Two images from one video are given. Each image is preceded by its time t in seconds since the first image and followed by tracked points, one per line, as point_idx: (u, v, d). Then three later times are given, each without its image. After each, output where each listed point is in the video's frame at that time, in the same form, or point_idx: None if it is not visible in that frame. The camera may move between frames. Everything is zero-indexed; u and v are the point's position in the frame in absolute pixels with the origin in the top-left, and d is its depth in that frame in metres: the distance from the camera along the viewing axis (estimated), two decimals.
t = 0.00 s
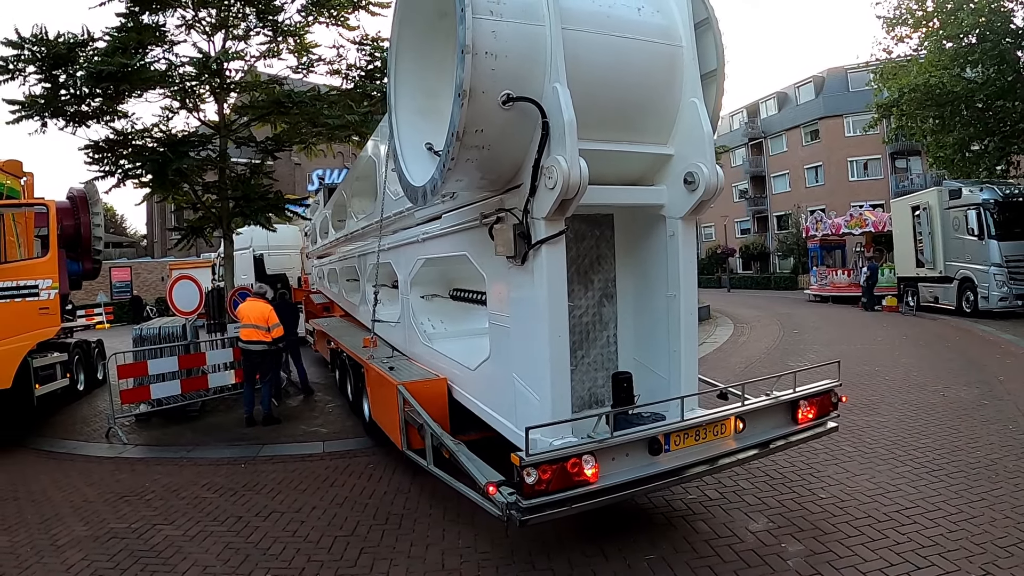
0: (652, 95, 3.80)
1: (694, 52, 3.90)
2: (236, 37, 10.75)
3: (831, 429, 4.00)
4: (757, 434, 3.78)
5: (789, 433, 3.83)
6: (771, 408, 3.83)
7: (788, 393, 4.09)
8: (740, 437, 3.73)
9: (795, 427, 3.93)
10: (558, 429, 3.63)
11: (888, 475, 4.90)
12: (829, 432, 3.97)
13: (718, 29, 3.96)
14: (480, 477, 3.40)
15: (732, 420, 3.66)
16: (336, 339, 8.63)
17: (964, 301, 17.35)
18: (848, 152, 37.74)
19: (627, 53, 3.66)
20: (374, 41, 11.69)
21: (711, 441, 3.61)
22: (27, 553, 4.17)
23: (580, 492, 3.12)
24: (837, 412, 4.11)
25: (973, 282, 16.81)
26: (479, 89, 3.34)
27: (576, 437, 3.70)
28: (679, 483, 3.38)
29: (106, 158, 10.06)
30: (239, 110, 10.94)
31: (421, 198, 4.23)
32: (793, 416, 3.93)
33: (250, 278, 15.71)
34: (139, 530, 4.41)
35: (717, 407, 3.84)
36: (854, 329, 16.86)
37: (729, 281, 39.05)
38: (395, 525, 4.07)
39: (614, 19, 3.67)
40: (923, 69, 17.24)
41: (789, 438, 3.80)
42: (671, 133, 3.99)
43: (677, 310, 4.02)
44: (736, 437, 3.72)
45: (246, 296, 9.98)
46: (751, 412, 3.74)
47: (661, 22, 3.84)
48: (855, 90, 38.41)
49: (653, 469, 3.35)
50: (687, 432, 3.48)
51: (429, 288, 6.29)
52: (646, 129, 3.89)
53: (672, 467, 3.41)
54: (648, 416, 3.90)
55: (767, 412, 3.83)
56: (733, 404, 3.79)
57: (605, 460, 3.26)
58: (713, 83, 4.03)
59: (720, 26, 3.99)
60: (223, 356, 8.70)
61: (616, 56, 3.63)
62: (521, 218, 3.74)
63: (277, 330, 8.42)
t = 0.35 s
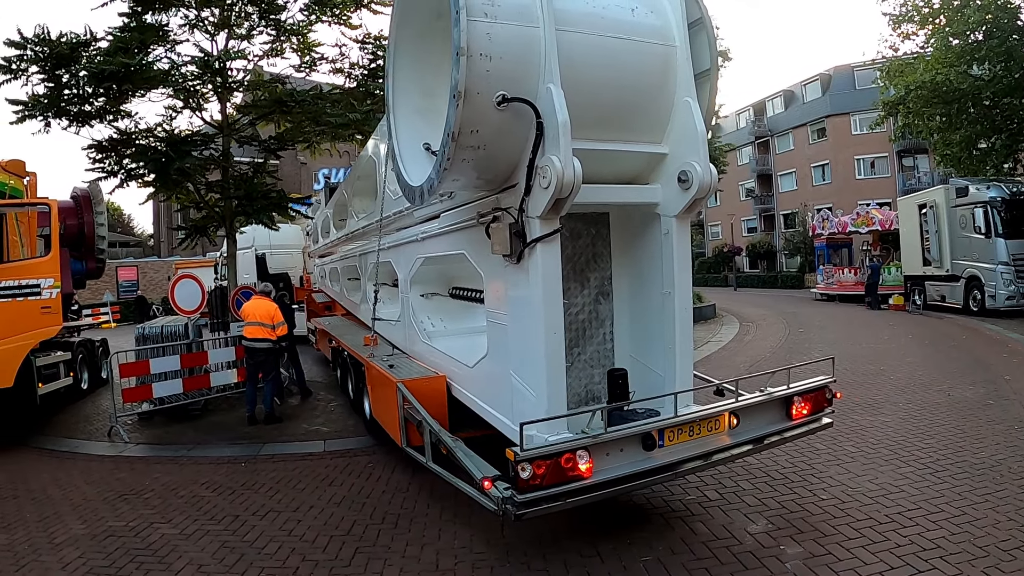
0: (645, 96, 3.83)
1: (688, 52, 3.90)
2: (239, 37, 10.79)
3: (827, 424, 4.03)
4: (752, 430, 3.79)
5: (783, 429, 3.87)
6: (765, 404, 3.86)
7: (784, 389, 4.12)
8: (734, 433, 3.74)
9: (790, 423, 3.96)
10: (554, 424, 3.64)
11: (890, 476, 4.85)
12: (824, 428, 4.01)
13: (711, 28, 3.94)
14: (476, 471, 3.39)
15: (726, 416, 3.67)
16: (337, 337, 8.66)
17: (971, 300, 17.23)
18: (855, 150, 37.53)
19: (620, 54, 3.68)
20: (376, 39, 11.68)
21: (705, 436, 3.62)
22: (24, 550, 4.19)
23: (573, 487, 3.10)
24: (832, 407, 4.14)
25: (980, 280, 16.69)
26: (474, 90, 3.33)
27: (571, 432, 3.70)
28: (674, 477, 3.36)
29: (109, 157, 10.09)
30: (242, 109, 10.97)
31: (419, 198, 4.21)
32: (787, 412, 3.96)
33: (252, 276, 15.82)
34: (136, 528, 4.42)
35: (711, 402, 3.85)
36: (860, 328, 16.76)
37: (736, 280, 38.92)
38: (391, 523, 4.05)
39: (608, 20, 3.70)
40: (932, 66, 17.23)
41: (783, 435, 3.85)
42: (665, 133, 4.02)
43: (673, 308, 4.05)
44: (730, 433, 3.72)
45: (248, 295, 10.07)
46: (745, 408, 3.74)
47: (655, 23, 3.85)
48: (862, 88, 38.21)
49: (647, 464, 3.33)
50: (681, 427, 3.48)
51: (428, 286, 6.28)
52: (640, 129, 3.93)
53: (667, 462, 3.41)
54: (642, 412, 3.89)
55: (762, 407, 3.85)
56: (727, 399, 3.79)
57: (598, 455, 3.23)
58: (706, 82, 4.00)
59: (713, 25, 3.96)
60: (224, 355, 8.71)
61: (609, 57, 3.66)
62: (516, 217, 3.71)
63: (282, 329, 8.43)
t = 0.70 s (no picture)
0: (631, 90, 3.76)
1: (674, 44, 3.82)
2: (236, 34, 10.73)
3: (819, 423, 4.07)
4: (741, 429, 3.76)
5: (774, 429, 3.86)
6: (754, 403, 3.83)
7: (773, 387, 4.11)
8: (723, 432, 3.68)
9: (780, 422, 3.95)
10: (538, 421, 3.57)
11: (890, 481, 4.74)
12: (816, 427, 4.02)
13: (698, 21, 3.84)
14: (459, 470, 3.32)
15: (715, 415, 3.61)
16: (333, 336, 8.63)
17: (977, 298, 17.05)
18: (861, 148, 37.26)
19: (604, 48, 3.61)
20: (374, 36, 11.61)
21: (694, 436, 3.55)
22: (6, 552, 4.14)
23: (556, 488, 3.02)
24: (824, 406, 4.15)
25: (986, 278, 16.52)
26: (454, 86, 3.28)
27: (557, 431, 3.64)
28: (660, 478, 3.29)
29: (106, 156, 10.08)
30: (240, 107, 10.91)
31: (403, 196, 4.13)
32: (778, 411, 3.94)
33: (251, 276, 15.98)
34: (120, 530, 4.37)
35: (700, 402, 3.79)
36: (865, 327, 16.58)
37: (742, 278, 38.76)
38: (375, 527, 3.96)
39: (593, 13, 3.63)
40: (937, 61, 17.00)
41: (774, 434, 3.83)
42: (652, 127, 3.95)
43: (661, 305, 4.01)
44: (719, 432, 3.66)
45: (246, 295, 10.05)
46: (733, 407, 3.69)
47: (640, 16, 3.77)
48: (867, 85, 37.91)
49: (633, 464, 3.25)
50: (668, 426, 3.42)
51: (420, 285, 6.20)
52: (626, 124, 3.86)
53: (653, 462, 3.33)
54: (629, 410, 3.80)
55: (752, 406, 3.83)
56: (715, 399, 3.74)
57: (582, 455, 3.15)
58: (693, 76, 3.90)
59: (701, 17, 3.86)
60: (219, 354, 8.61)
61: (593, 51, 3.59)
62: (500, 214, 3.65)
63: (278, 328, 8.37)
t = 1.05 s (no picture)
0: (620, 91, 3.66)
1: (663, 43, 3.72)
2: (236, 35, 10.72)
3: (812, 429, 3.99)
4: (731, 436, 3.69)
5: (766, 435, 3.78)
6: (745, 409, 3.77)
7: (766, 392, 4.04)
8: (712, 439, 3.61)
9: (773, 429, 3.88)
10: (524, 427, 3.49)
11: (890, 491, 4.63)
12: (808, 434, 3.95)
13: (688, 19, 3.74)
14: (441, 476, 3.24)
15: (703, 422, 3.54)
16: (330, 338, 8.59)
17: (985, 298, 16.85)
18: (868, 146, 36.98)
19: (590, 48, 3.51)
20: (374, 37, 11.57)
21: (682, 443, 3.47)
22: None
23: (537, 495, 2.93)
24: (817, 412, 4.09)
25: (994, 278, 16.32)
26: (436, 87, 3.18)
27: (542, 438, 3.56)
28: (646, 486, 3.19)
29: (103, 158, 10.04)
30: (239, 108, 10.88)
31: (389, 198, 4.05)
32: (770, 417, 3.88)
33: (253, 276, 15.98)
34: (104, 535, 4.32)
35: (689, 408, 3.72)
36: (871, 328, 16.40)
37: (748, 278, 38.53)
38: (360, 537, 3.88)
39: (580, 13, 3.53)
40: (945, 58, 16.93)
41: (766, 441, 3.76)
42: (642, 128, 3.86)
43: (650, 309, 3.93)
44: (707, 440, 3.59)
45: (243, 296, 9.95)
46: (722, 413, 3.62)
47: (628, 15, 3.67)
48: (874, 83, 37.61)
49: (618, 472, 3.17)
50: (654, 434, 3.33)
51: (414, 287, 6.14)
52: (615, 125, 3.77)
53: (639, 470, 3.25)
54: (616, 416, 3.72)
55: (742, 413, 3.76)
56: (704, 405, 3.67)
57: (564, 463, 3.07)
58: (683, 76, 3.80)
59: (690, 16, 3.77)
60: (216, 357, 8.58)
61: (580, 51, 3.49)
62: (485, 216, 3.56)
63: (276, 331, 8.31)
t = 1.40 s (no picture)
0: (607, 88, 3.63)
1: (650, 40, 3.68)
2: (237, 35, 10.76)
3: (802, 429, 3.94)
4: (718, 436, 3.64)
5: (755, 435, 3.73)
6: (734, 408, 3.74)
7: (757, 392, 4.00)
8: (698, 439, 3.57)
9: (762, 428, 3.84)
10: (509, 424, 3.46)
11: (887, 495, 4.55)
12: (800, 433, 3.90)
13: (676, 16, 3.71)
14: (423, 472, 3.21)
15: (690, 421, 3.51)
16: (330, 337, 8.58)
17: (993, 298, 16.66)
18: (877, 145, 36.69)
19: (576, 44, 3.47)
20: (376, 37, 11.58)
21: (667, 442, 3.43)
22: None
23: (518, 494, 2.90)
24: (808, 412, 4.05)
25: (1002, 277, 16.14)
26: (418, 85, 3.14)
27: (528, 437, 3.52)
28: (629, 486, 3.15)
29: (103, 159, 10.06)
30: (241, 109, 10.92)
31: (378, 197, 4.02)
32: (759, 417, 3.85)
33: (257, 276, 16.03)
34: (93, 533, 4.32)
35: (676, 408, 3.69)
36: (878, 328, 16.24)
37: (757, 277, 38.28)
38: (345, 537, 3.86)
39: (565, 10, 3.50)
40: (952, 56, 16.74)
41: (755, 441, 3.71)
42: (629, 125, 3.83)
43: (638, 307, 3.89)
44: (694, 439, 3.55)
45: (243, 295, 9.94)
46: (709, 413, 3.58)
47: (614, 11, 3.63)
48: (882, 81, 37.32)
49: (601, 471, 3.14)
50: (639, 433, 3.31)
51: (410, 286, 6.13)
52: (602, 122, 3.74)
53: (622, 469, 3.21)
54: (602, 415, 3.69)
55: (730, 412, 3.72)
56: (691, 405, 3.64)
57: (545, 461, 3.04)
58: (671, 73, 3.76)
59: (678, 12, 3.73)
60: (215, 356, 8.60)
61: (565, 48, 3.45)
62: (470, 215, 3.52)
63: (274, 329, 8.29)
